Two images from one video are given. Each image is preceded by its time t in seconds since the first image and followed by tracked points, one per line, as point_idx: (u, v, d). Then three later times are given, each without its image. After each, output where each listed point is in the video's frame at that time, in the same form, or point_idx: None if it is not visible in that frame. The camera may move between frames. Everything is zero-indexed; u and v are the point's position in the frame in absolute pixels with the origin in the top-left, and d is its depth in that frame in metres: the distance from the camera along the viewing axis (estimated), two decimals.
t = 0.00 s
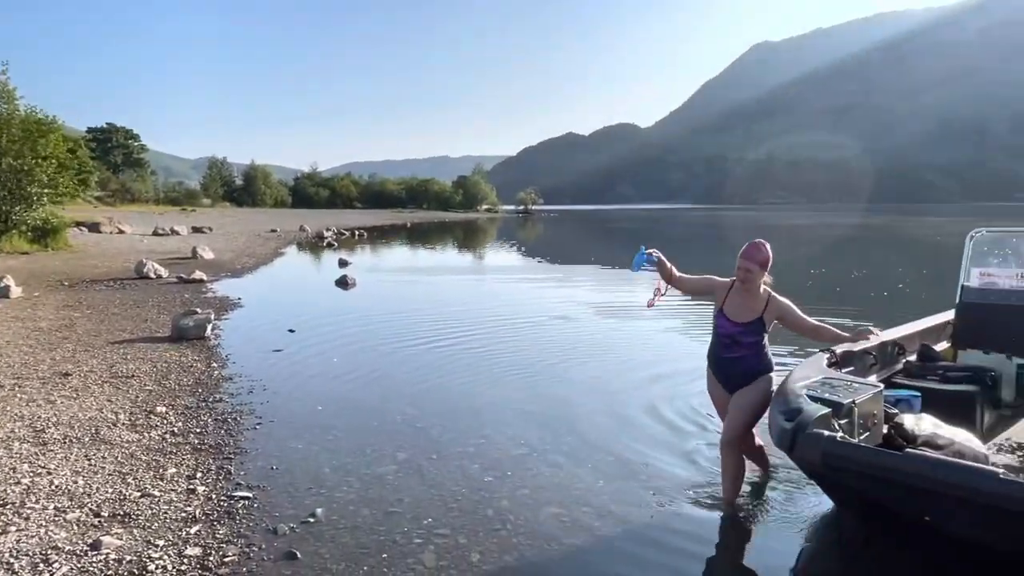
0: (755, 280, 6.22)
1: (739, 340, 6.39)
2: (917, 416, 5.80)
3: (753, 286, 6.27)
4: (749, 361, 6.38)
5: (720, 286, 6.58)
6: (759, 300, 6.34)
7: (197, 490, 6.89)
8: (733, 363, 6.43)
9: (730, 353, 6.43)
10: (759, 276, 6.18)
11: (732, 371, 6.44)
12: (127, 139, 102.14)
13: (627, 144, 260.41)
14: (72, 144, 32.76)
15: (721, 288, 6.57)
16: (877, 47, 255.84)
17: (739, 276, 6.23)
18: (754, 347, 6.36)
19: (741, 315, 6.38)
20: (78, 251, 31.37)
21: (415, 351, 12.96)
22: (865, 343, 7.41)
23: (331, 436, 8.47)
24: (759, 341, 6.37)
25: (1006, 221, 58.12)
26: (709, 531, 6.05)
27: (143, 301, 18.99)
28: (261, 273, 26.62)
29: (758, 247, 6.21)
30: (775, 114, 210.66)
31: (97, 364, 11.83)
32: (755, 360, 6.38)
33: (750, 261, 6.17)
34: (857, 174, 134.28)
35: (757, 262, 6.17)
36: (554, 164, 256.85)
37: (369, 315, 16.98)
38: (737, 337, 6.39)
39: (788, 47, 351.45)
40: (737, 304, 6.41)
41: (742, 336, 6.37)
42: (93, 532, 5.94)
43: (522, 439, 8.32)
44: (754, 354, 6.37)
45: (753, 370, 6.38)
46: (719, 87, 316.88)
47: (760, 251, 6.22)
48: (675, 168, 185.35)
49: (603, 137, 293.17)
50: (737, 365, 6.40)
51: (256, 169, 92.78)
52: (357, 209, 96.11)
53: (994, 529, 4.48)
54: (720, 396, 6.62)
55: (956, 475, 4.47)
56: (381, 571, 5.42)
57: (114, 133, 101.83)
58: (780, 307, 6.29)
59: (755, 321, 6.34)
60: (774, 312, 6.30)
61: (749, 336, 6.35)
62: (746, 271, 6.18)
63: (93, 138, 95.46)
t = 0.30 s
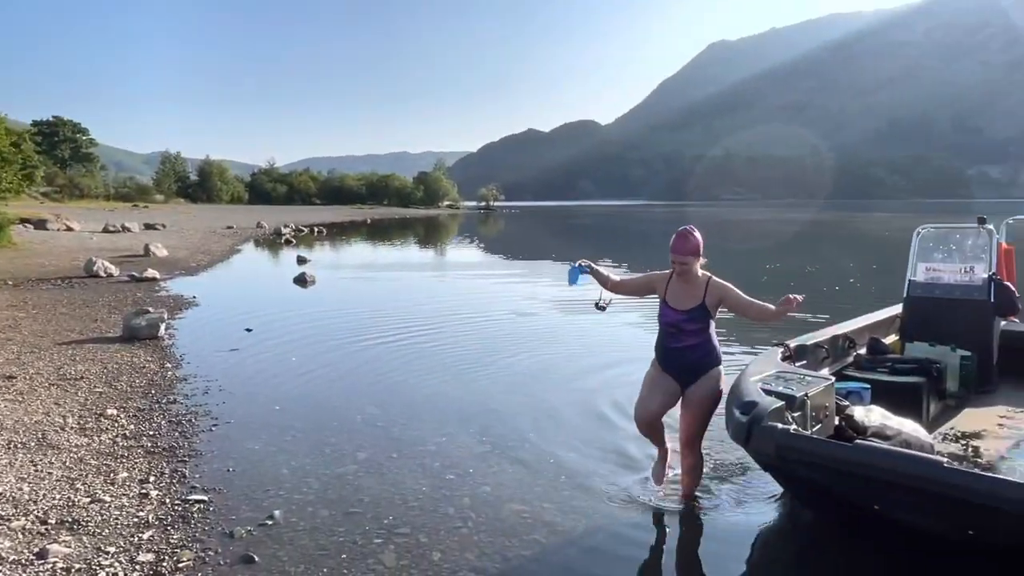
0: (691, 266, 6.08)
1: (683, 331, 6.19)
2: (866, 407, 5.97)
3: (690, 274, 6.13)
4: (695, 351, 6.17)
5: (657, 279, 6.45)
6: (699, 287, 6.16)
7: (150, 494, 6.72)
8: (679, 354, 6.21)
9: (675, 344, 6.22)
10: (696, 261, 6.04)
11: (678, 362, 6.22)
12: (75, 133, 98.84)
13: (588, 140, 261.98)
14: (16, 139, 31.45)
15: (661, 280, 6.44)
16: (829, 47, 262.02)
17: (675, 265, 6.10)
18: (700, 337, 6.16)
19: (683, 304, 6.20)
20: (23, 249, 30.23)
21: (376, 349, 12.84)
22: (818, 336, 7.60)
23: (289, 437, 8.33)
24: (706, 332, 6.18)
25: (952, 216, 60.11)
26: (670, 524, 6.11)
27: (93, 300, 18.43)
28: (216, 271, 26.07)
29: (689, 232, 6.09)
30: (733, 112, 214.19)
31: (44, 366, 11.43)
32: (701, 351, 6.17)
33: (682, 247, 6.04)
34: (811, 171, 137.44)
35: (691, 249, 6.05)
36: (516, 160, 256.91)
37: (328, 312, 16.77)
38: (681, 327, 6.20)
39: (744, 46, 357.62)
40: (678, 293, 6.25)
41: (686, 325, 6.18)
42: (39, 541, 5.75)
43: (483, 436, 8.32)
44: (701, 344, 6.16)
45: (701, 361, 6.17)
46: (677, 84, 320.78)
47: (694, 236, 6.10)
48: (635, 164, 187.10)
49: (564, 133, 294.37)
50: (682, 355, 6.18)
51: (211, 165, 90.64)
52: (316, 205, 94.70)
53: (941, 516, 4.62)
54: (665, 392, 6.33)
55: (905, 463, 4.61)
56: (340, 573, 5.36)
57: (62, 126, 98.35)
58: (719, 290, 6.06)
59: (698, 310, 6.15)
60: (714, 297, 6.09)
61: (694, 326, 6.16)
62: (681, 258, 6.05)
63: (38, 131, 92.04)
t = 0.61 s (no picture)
0: (669, 273, 5.50)
1: (659, 340, 5.57)
2: (845, 402, 6.05)
3: (667, 280, 5.54)
4: (671, 361, 5.57)
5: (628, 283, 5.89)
6: (673, 295, 5.58)
7: (128, 496, 6.62)
8: (652, 367, 5.56)
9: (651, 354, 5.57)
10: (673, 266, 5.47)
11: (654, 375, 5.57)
12: (46, 128, 96.97)
13: (567, 138, 262.48)
14: None
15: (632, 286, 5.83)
16: (804, 46, 265.23)
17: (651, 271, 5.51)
18: (676, 345, 5.59)
19: (658, 309, 5.59)
20: None
21: (357, 347, 12.77)
22: (797, 333, 7.71)
23: (270, 436, 8.26)
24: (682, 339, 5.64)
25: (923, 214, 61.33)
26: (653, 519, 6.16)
27: (66, 299, 18.13)
28: (193, 269, 25.76)
29: (666, 237, 5.53)
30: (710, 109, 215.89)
31: (16, 367, 11.22)
32: (677, 362, 5.58)
33: (659, 250, 5.47)
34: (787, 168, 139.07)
35: (669, 253, 5.47)
36: (495, 158, 256.68)
37: (307, 310, 16.66)
38: (657, 334, 5.59)
39: (720, 44, 360.59)
40: (651, 300, 5.63)
41: (662, 333, 5.57)
42: (14, 544, 5.65)
43: (466, 434, 8.31)
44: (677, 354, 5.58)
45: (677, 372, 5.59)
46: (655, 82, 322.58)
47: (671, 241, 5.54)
48: (614, 162, 187.91)
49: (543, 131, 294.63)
50: (657, 366, 5.55)
51: (186, 161, 89.41)
52: (293, 203, 93.91)
53: (918, 507, 4.71)
54: (637, 411, 5.62)
55: (882, 456, 4.69)
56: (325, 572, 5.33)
57: (32, 121, 96.29)
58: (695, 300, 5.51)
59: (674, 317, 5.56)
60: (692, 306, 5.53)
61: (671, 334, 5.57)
62: (657, 263, 5.47)
63: (7, 127, 90.15)
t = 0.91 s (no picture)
0: (647, 272, 5.33)
1: (644, 348, 5.45)
2: (841, 398, 6.09)
3: (647, 281, 5.38)
4: (659, 370, 5.43)
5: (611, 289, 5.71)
6: (657, 295, 5.42)
7: (124, 495, 6.60)
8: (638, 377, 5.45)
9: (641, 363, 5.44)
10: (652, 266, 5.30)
11: (644, 384, 5.46)
12: (37, 126, 96.35)
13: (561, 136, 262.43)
14: None
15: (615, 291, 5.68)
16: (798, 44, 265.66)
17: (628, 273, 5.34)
18: (661, 354, 5.45)
19: (642, 317, 5.44)
20: None
21: (353, 345, 12.76)
22: (792, 330, 7.74)
23: (266, 434, 8.25)
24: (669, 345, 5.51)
25: (915, 212, 61.61)
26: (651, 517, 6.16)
27: (59, 298, 18.04)
28: (186, 267, 25.67)
29: (642, 234, 5.33)
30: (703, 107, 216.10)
31: (10, 366, 11.16)
32: (663, 371, 5.44)
33: (638, 253, 5.28)
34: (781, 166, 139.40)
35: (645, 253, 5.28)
36: (489, 156, 256.50)
37: (302, 308, 16.63)
38: (642, 343, 5.46)
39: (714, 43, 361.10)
40: (635, 306, 5.49)
41: (647, 342, 5.44)
42: (10, 543, 5.62)
43: (463, 431, 8.32)
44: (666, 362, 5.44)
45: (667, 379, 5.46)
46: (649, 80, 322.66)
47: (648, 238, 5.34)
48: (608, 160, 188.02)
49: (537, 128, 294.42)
50: (646, 377, 5.44)
51: (179, 160, 89.00)
52: (287, 201, 93.54)
53: (913, 501, 4.74)
54: (627, 423, 5.51)
55: (877, 450, 4.72)
56: (323, 569, 5.33)
57: (24, 118, 95.57)
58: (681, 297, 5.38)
59: (658, 323, 5.42)
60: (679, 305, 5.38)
61: (656, 341, 5.44)
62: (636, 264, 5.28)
63: None
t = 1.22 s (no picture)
0: (655, 251, 5.26)
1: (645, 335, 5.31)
2: (851, 396, 6.05)
3: (654, 262, 5.29)
4: (660, 361, 5.25)
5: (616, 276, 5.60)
6: (663, 281, 5.31)
7: (133, 490, 6.64)
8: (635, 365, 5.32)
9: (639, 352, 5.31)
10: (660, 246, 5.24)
11: (639, 373, 5.31)
12: (48, 126, 97.05)
13: (569, 135, 262.14)
14: None
15: (619, 278, 5.56)
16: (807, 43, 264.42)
17: (635, 249, 5.27)
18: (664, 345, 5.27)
19: (644, 302, 5.32)
20: None
21: (361, 342, 12.79)
22: (801, 328, 7.71)
23: (274, 431, 8.27)
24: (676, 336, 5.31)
25: (925, 211, 61.23)
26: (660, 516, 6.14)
27: (70, 296, 18.16)
28: (195, 266, 25.76)
29: (659, 212, 5.35)
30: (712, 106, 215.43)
31: (21, 363, 11.23)
32: (666, 362, 5.24)
33: (651, 227, 5.29)
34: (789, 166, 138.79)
35: (655, 232, 5.26)
36: (497, 155, 256.55)
37: (309, 306, 16.68)
38: (644, 332, 5.31)
39: (723, 42, 359.82)
40: (639, 293, 5.37)
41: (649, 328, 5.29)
42: (21, 537, 5.66)
43: (470, 428, 8.33)
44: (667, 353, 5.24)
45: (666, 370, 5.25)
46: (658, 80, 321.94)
47: (660, 217, 5.33)
48: (616, 159, 187.63)
49: (545, 128, 294.39)
50: (644, 366, 5.29)
51: (188, 159, 89.40)
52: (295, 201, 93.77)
53: (923, 499, 4.71)
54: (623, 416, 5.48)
55: (889, 448, 4.68)
56: (330, 565, 5.34)
57: (35, 118, 96.18)
58: (688, 286, 5.24)
59: (663, 310, 5.26)
60: (685, 293, 5.24)
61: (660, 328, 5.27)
62: (644, 240, 5.24)
63: (9, 126, 90.18)
